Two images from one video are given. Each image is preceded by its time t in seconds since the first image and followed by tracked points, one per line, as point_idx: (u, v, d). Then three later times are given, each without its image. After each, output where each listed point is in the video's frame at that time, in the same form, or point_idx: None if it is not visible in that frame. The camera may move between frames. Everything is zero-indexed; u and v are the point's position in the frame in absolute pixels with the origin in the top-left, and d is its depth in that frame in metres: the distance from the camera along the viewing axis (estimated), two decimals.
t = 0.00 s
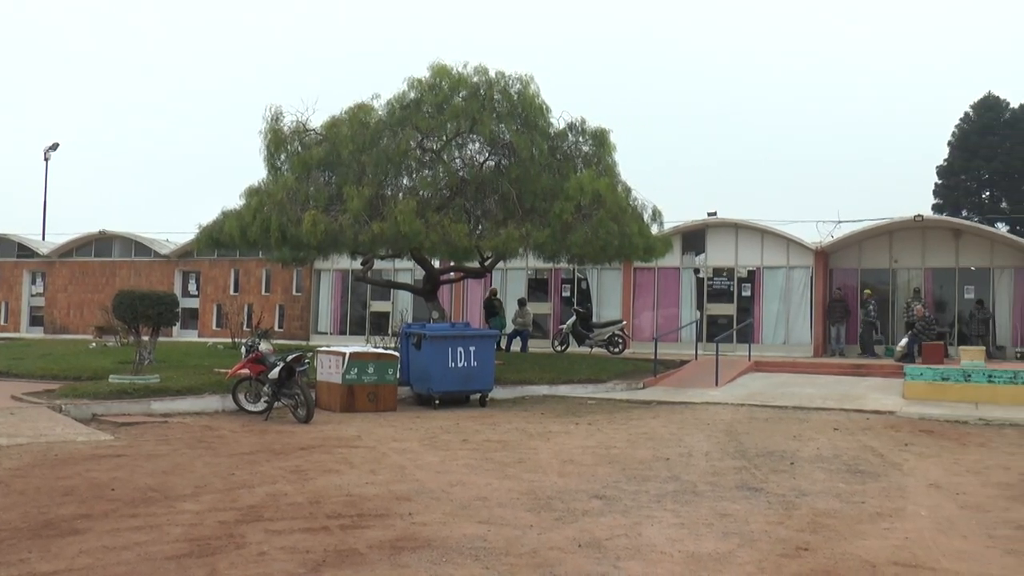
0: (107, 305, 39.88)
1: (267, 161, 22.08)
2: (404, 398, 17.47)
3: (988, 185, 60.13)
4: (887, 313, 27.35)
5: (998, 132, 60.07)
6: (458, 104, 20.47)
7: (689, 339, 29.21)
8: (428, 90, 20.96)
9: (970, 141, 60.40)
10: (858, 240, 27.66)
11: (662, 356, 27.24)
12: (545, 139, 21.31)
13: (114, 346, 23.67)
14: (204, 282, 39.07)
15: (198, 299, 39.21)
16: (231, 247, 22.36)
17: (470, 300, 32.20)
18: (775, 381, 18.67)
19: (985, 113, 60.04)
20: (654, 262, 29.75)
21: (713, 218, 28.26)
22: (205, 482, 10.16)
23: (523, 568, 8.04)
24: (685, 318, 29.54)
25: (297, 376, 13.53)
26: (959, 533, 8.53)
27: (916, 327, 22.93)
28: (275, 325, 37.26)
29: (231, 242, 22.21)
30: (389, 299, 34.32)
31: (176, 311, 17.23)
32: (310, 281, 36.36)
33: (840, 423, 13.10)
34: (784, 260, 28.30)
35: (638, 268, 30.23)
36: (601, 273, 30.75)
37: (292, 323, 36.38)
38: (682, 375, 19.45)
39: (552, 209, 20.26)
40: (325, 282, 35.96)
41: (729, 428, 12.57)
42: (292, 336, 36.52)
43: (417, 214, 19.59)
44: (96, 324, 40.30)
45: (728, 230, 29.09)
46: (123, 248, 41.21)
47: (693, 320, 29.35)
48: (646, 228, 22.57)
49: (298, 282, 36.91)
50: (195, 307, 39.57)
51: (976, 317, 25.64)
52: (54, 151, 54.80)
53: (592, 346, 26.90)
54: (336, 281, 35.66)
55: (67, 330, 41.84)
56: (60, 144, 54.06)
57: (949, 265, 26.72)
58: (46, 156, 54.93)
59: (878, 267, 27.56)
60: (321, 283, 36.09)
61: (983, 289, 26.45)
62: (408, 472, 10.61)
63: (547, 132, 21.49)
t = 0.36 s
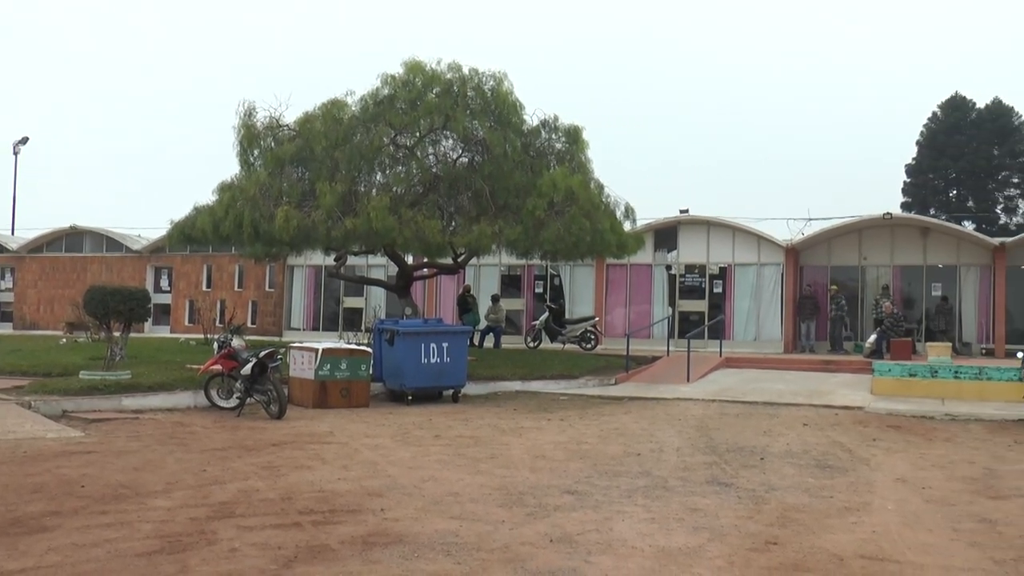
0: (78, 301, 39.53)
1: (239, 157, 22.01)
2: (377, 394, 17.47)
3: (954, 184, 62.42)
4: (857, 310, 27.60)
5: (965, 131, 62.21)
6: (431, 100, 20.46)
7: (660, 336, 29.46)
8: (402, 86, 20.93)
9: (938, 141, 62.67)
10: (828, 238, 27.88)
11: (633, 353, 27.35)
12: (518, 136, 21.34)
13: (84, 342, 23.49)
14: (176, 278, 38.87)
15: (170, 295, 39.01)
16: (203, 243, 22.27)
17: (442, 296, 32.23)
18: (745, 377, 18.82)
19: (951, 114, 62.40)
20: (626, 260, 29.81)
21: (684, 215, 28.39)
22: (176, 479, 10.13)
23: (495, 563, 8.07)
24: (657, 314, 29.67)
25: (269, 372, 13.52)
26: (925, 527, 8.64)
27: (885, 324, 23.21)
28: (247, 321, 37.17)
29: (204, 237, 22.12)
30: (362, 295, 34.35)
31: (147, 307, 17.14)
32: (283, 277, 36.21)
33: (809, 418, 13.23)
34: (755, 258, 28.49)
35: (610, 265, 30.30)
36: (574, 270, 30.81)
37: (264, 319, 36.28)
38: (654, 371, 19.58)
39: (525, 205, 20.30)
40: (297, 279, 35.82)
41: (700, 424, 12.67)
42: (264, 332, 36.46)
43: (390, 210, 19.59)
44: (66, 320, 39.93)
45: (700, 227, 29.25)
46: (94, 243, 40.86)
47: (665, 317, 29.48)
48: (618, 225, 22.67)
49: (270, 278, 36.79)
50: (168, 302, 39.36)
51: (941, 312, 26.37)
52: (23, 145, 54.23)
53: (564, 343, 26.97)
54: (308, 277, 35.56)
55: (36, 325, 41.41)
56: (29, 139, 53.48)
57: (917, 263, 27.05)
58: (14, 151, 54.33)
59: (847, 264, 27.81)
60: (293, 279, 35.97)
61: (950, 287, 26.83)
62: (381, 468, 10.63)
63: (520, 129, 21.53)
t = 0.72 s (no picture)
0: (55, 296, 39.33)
1: (217, 153, 22.00)
2: (355, 389, 17.50)
3: (926, 181, 63.12)
4: (831, 306, 27.82)
5: (935, 130, 62.84)
6: (409, 97, 20.50)
7: (635, 331, 29.58)
8: (379, 83, 20.96)
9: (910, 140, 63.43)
10: (802, 235, 28.12)
11: (610, 348, 27.48)
12: (495, 133, 21.41)
13: (62, 338, 23.40)
14: (154, 274, 38.75)
15: (148, 291, 38.87)
16: (181, 238, 22.26)
17: (420, 292, 32.29)
18: (720, 372, 18.96)
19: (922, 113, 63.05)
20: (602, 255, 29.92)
21: (660, 212, 28.54)
22: (153, 474, 10.15)
23: (471, 557, 8.12)
24: (633, 310, 29.80)
25: (247, 367, 13.55)
26: (896, 520, 8.75)
27: (858, 319, 23.44)
28: (225, 317, 37.11)
29: (181, 233, 22.11)
30: (340, 291, 34.33)
31: (125, 302, 17.13)
32: (261, 273, 36.13)
33: (783, 413, 13.37)
34: (730, 255, 28.66)
35: (587, 261, 30.41)
36: (550, 266, 30.87)
37: (242, 315, 36.23)
38: (630, 367, 19.70)
39: (502, 202, 20.37)
40: (275, 274, 35.73)
41: (675, 418, 12.78)
42: (242, 327, 36.40)
43: (368, 207, 19.62)
44: (43, 315, 39.70)
45: (675, 224, 29.35)
46: (70, 239, 40.67)
47: (640, 313, 29.62)
48: (595, 221, 22.79)
49: (248, 274, 36.77)
50: (145, 298, 39.20)
51: (912, 308, 26.87)
52: None
53: (541, 338, 27.06)
54: (286, 274, 35.56)
55: (13, 321, 41.15)
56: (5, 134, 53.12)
57: (889, 259, 27.36)
58: None
59: (821, 260, 28.04)
60: (272, 275, 35.91)
61: (921, 283, 27.13)
62: (358, 462, 10.68)
63: (497, 126, 21.60)
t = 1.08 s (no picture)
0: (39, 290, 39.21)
1: (202, 148, 22.01)
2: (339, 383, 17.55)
3: (904, 177, 63.52)
4: (811, 300, 28.02)
5: (913, 126, 63.23)
6: (392, 93, 20.55)
7: (617, 325, 29.75)
8: (363, 79, 21.00)
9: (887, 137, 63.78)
10: (781, 230, 28.32)
11: (593, 342, 27.62)
12: (478, 129, 21.49)
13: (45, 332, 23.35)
14: (138, 268, 38.70)
15: (133, 285, 38.81)
16: (165, 233, 22.26)
17: (404, 286, 32.36)
18: (701, 365, 19.11)
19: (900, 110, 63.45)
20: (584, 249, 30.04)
21: (642, 206, 28.66)
22: (138, 468, 10.20)
23: (455, 548, 8.20)
24: (615, 304, 29.95)
25: (232, 361, 13.61)
26: (874, 510, 8.88)
27: (837, 313, 23.67)
28: (211, 311, 37.23)
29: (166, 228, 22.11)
30: (324, 285, 34.37)
31: (109, 296, 17.12)
32: (245, 268, 36.12)
33: (763, 405, 13.51)
34: (711, 249, 28.82)
35: (568, 256, 30.51)
36: (533, 260, 30.96)
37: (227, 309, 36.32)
38: (611, 360, 19.83)
39: (485, 197, 20.44)
40: (260, 268, 35.70)
41: (657, 411, 12.90)
42: (227, 321, 36.49)
43: (352, 201, 19.66)
44: (27, 309, 39.57)
45: (657, 218, 29.51)
46: (54, 232, 40.56)
47: (622, 306, 29.77)
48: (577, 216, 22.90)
49: (233, 268, 36.91)
50: (129, 292, 39.11)
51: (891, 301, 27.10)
52: None
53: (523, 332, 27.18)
54: (271, 268, 35.55)
55: None
56: None
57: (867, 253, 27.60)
58: None
59: (800, 254, 28.24)
60: (256, 269, 35.89)
61: (899, 277, 27.35)
62: (342, 455, 10.75)
63: (481, 121, 21.68)
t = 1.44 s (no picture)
0: None
1: (162, 144, 21.77)
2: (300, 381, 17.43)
3: (862, 175, 64.12)
4: (771, 297, 28.28)
5: (870, 125, 63.94)
6: (355, 90, 20.44)
7: (579, 323, 29.81)
8: (325, 75, 20.87)
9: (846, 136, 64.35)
10: (743, 228, 28.55)
11: (555, 339, 27.69)
12: (441, 126, 21.44)
13: None
14: (96, 265, 38.19)
15: (91, 283, 38.28)
16: (124, 230, 21.98)
17: (366, 284, 32.21)
18: (662, 362, 19.22)
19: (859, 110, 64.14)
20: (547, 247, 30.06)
21: (605, 204, 28.75)
22: (95, 469, 10.06)
23: (417, 547, 8.17)
24: (577, 302, 30.01)
25: (191, 360, 13.50)
26: (833, 506, 8.96)
27: (796, 309, 23.93)
28: (170, 309, 36.80)
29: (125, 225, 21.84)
30: (286, 283, 34.14)
31: (66, 294, 16.91)
32: (205, 266, 35.78)
33: (723, 403, 13.61)
34: (673, 247, 28.99)
35: (531, 253, 30.46)
36: (495, 258, 30.93)
37: (186, 306, 35.94)
38: (573, 358, 19.88)
39: (447, 195, 20.41)
40: (221, 266, 35.36)
41: (619, 409, 12.95)
42: (187, 319, 36.10)
43: (313, 198, 19.54)
44: None
45: (621, 217, 29.62)
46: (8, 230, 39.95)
47: (585, 304, 29.85)
48: (540, 214, 22.94)
49: (193, 265, 36.56)
50: (88, 291, 38.57)
51: (851, 299, 27.41)
52: None
53: (486, 330, 27.17)
54: (231, 266, 35.27)
55: None
56: None
57: (826, 251, 27.91)
58: None
59: (762, 252, 28.50)
60: (216, 267, 35.55)
61: (858, 274, 27.67)
62: (303, 455, 10.68)
63: (443, 119, 21.64)
